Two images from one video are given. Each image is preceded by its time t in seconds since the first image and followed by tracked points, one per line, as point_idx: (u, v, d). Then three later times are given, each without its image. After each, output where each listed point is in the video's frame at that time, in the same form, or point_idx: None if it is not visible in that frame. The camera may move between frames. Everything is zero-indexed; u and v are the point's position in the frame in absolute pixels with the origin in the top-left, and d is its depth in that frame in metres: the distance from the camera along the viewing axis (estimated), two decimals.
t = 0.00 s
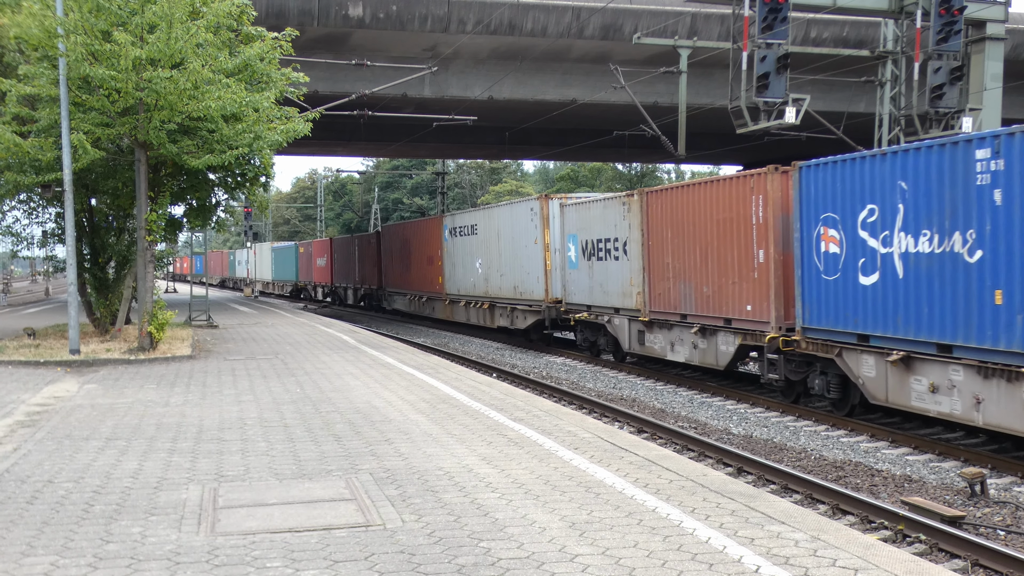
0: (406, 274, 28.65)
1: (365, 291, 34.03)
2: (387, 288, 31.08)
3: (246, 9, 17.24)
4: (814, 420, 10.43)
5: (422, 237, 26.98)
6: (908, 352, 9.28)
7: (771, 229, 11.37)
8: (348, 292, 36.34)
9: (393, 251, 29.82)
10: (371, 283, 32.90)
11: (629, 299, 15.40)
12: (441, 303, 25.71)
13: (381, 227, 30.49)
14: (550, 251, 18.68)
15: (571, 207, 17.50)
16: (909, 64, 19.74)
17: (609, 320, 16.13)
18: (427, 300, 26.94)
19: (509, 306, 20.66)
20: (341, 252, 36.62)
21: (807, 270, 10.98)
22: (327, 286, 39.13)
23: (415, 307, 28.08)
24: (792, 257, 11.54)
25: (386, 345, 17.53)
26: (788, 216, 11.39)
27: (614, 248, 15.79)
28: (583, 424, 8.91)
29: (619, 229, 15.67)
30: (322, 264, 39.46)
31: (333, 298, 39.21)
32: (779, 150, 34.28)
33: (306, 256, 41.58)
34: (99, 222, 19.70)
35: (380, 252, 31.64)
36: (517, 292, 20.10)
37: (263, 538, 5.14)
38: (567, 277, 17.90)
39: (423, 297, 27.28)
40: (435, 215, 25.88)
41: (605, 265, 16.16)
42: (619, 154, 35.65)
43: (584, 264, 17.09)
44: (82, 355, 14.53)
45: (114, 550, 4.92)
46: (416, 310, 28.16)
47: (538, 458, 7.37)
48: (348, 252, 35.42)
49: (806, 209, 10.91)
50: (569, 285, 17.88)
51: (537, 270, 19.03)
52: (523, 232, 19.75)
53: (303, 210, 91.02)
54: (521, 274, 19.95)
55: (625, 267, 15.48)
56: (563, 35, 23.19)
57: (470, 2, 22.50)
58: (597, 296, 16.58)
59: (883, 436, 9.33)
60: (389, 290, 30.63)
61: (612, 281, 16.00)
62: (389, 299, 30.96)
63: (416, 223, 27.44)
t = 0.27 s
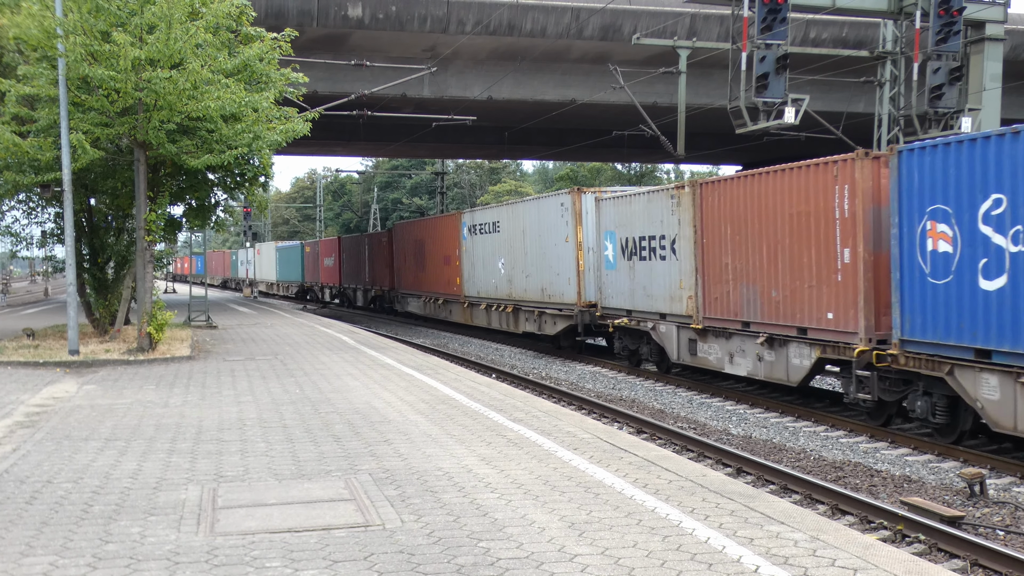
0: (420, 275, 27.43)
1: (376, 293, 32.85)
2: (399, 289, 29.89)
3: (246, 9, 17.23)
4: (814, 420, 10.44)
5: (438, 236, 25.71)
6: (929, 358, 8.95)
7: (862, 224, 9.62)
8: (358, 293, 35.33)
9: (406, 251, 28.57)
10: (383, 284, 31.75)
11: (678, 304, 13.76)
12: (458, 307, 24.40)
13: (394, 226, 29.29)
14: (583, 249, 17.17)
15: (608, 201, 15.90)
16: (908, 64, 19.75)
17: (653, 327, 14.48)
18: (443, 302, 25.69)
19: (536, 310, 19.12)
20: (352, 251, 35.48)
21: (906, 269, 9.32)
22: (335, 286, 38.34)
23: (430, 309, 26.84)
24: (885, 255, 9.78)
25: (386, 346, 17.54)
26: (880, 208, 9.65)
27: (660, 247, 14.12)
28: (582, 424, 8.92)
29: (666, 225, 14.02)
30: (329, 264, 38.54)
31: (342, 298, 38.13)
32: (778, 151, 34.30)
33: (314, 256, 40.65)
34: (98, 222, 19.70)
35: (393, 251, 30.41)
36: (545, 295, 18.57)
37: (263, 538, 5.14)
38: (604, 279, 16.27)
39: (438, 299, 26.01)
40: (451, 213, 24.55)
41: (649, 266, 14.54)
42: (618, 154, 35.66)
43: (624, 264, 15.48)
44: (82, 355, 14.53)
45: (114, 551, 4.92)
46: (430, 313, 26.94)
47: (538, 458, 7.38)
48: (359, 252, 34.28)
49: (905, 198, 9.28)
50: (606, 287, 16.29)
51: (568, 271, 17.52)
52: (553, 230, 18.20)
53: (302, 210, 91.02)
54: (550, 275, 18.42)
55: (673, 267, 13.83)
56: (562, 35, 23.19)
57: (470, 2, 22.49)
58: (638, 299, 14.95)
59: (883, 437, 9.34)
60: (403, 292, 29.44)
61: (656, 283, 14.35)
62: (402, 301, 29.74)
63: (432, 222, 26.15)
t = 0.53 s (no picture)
0: (438, 274, 25.98)
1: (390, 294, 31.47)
2: (415, 290, 28.48)
3: (246, 9, 17.23)
4: (814, 420, 10.43)
5: (457, 234, 24.20)
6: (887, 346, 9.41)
7: (984, 216, 7.95)
8: (371, 294, 34.07)
9: (423, 250, 27.16)
10: (397, 285, 30.39)
11: (741, 309, 11.95)
12: (479, 310, 22.89)
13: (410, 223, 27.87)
14: (623, 248, 15.46)
15: (654, 193, 14.16)
16: (908, 64, 19.74)
17: (709, 335, 12.70)
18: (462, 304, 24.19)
19: (569, 314, 17.50)
20: (363, 250, 34.18)
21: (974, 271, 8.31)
22: (345, 288, 37.24)
23: (449, 311, 25.39)
24: (1012, 252, 8.08)
25: (386, 345, 17.54)
26: (1007, 198, 8.00)
27: (717, 245, 12.44)
28: (583, 424, 8.91)
29: (725, 220, 12.24)
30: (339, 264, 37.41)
31: (354, 299, 36.86)
32: (779, 151, 34.30)
33: (324, 256, 39.50)
34: (99, 222, 19.70)
35: (408, 250, 28.96)
36: (579, 298, 16.94)
37: (263, 538, 5.14)
38: (648, 280, 14.55)
39: (457, 300, 24.54)
40: (472, 209, 23.02)
41: (705, 266, 12.75)
42: (619, 154, 35.65)
43: (673, 263, 13.71)
44: (82, 355, 14.52)
45: (114, 550, 4.92)
46: (448, 315, 25.52)
47: (538, 458, 7.37)
48: (371, 251, 32.94)
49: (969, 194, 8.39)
50: (650, 289, 14.55)
51: (605, 272, 15.86)
52: (588, 227, 16.52)
53: (302, 210, 91.05)
54: (584, 276, 16.75)
55: (734, 267, 12.05)
56: (562, 35, 23.19)
57: (470, 2, 22.48)
58: (691, 303, 13.20)
59: (883, 436, 9.33)
60: (419, 292, 28.02)
61: (714, 286, 12.55)
62: (418, 302, 28.35)
63: (450, 218, 24.64)
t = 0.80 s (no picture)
0: (452, 275, 24.45)
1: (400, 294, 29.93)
2: (428, 291, 26.99)
3: (246, 9, 17.23)
4: (814, 420, 10.42)
5: (475, 233, 22.60)
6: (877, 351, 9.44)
7: None
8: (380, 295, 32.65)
9: (437, 248, 25.64)
10: (409, 286, 28.90)
11: (820, 316, 10.23)
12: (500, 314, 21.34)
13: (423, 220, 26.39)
14: (671, 246, 13.86)
15: (711, 183, 12.43)
16: (909, 64, 19.73)
17: (779, 345, 10.97)
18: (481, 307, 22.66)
19: (607, 319, 15.86)
20: (372, 249, 32.72)
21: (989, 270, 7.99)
22: (353, 288, 35.92)
23: (465, 314, 23.86)
24: None
25: (386, 345, 17.53)
26: None
27: (791, 243, 10.71)
28: (583, 424, 8.89)
29: (800, 213, 10.51)
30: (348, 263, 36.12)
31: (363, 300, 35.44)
32: (779, 151, 34.29)
33: (332, 255, 38.13)
34: (99, 222, 19.70)
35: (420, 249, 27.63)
36: (617, 301, 15.44)
37: (263, 538, 5.13)
38: (702, 282, 12.86)
39: (474, 303, 23.00)
40: (493, 205, 21.41)
41: (774, 266, 11.06)
42: (619, 154, 35.64)
43: (734, 264, 12.00)
44: (82, 355, 14.52)
45: (114, 550, 4.91)
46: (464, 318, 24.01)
47: (538, 458, 7.36)
48: (381, 249, 31.42)
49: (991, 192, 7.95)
50: (704, 293, 12.95)
51: (650, 272, 14.25)
52: (630, 223, 14.89)
53: (302, 210, 91.06)
54: (625, 277, 15.13)
55: (811, 268, 10.32)
56: (562, 35, 23.18)
57: (470, 2, 22.47)
58: (756, 309, 11.50)
59: (883, 436, 9.32)
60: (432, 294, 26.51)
61: (785, 289, 10.86)
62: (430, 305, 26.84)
63: (468, 215, 23.05)
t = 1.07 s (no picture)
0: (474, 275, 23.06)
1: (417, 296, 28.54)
2: (447, 292, 25.61)
3: (246, 9, 17.22)
4: (814, 420, 10.43)
5: (499, 229, 21.15)
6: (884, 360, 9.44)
7: None
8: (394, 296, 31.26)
9: (457, 246, 24.29)
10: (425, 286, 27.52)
11: (926, 327, 8.72)
12: (528, 317, 19.90)
13: (442, 215, 25.04)
14: (729, 244, 12.29)
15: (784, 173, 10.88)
16: (909, 64, 19.72)
17: (872, 359, 9.46)
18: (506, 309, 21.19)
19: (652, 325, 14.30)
20: (387, 247, 31.33)
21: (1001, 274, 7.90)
22: (364, 289, 34.67)
23: (487, 317, 22.39)
24: None
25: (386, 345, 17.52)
26: None
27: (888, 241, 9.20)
28: (583, 424, 8.90)
29: (899, 205, 9.03)
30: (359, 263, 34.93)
31: (376, 301, 34.12)
32: (779, 151, 34.30)
33: (343, 254, 36.90)
34: (99, 222, 19.69)
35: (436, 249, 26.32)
36: (664, 306, 13.94)
37: (263, 538, 5.13)
38: (771, 285, 11.36)
39: (498, 305, 21.54)
40: (520, 200, 19.96)
41: (865, 267, 9.60)
42: (619, 154, 35.64)
43: (812, 265, 10.54)
44: (82, 355, 14.52)
45: (114, 550, 4.91)
46: (486, 322, 22.60)
47: (539, 458, 7.36)
48: (396, 248, 30.04)
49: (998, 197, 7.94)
50: (772, 297, 11.41)
51: (705, 273, 12.69)
52: (679, 218, 13.36)
53: (302, 210, 91.06)
54: (674, 279, 13.59)
55: (913, 270, 8.83)
56: (562, 35, 23.18)
57: (470, 2, 22.46)
58: (841, 316, 10.02)
59: (883, 436, 9.33)
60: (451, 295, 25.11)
61: (880, 294, 9.36)
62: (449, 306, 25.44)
63: (492, 210, 21.63)
